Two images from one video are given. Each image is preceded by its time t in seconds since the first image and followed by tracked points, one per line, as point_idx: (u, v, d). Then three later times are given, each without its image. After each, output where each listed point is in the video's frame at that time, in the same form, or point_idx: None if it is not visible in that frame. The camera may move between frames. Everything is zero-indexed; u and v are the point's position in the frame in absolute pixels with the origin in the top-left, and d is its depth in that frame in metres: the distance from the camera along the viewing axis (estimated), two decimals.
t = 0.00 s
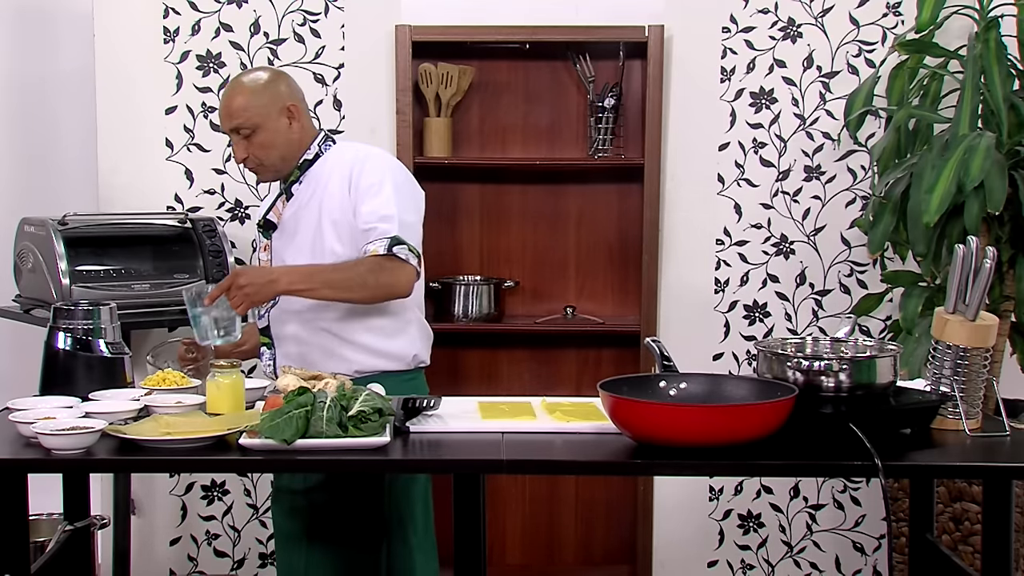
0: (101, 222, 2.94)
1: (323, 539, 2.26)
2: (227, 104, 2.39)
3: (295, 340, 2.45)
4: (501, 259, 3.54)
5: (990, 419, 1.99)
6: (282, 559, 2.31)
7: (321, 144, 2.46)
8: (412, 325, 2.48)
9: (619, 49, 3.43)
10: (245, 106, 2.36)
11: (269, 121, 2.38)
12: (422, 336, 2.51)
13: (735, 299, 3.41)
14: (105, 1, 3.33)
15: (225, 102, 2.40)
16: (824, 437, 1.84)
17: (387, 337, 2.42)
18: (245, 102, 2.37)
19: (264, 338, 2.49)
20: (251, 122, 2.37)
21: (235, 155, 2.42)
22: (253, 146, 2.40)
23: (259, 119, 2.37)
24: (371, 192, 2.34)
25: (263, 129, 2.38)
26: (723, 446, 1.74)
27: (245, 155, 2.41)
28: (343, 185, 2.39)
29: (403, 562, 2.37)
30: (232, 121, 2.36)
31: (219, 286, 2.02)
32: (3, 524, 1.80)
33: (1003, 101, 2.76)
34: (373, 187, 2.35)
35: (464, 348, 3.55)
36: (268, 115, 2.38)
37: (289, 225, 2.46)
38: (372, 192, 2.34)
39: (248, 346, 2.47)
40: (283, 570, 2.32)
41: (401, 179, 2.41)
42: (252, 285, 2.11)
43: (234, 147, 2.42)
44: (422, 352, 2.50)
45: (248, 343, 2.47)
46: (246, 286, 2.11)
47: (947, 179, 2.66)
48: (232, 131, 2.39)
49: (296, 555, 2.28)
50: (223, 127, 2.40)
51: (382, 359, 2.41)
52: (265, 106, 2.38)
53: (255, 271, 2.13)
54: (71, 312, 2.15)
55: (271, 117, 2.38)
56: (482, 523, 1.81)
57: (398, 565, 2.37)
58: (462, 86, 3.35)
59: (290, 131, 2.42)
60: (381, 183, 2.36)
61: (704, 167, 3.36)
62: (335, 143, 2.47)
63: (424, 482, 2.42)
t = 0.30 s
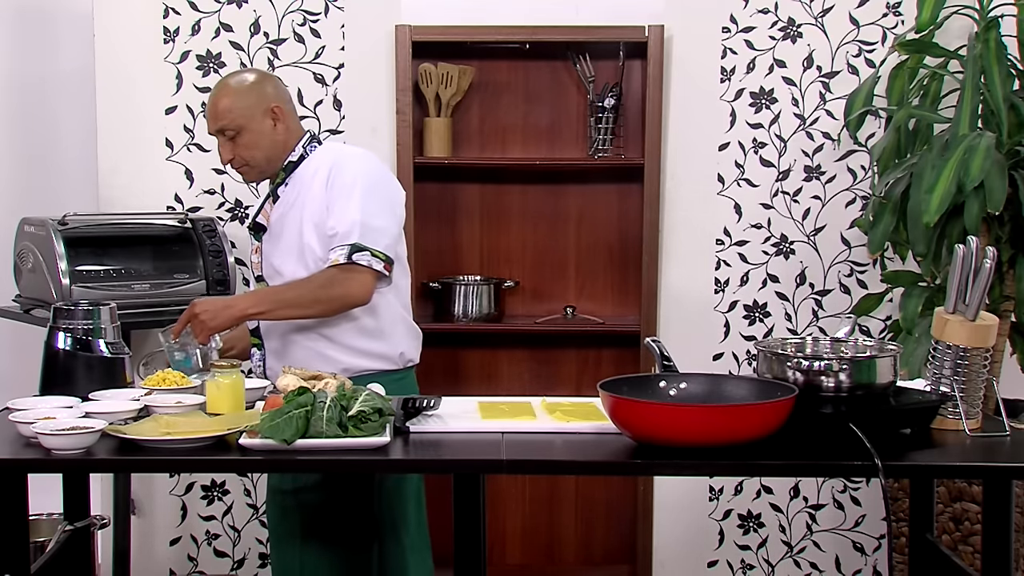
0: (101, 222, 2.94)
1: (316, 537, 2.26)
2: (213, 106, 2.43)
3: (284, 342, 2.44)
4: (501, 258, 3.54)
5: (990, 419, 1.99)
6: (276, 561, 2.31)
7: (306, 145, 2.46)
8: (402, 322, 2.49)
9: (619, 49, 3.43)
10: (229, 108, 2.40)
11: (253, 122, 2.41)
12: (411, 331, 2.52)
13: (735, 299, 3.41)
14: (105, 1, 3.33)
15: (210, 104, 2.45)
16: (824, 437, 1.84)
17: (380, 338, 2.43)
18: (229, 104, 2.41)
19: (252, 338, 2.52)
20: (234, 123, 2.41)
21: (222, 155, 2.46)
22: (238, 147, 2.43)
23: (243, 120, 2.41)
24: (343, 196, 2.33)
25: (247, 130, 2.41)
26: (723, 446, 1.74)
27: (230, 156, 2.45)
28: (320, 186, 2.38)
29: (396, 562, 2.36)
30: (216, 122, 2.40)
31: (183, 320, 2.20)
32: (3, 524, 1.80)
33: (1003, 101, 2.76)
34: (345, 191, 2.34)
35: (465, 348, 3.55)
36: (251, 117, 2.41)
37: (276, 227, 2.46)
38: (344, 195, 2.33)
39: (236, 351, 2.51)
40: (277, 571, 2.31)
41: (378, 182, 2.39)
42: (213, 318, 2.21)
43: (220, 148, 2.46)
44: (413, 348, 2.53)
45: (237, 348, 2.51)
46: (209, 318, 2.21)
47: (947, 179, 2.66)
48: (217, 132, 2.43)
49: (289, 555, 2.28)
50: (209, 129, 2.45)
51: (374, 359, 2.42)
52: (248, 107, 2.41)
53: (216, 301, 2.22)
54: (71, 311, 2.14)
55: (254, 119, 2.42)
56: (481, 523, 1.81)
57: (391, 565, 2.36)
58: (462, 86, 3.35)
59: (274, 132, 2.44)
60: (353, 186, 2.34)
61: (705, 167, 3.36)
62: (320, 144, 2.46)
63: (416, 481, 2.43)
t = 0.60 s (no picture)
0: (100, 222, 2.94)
1: (313, 536, 2.27)
2: (205, 108, 2.44)
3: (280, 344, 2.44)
4: (501, 258, 3.54)
5: (990, 419, 1.99)
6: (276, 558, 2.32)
7: (298, 146, 2.47)
8: (398, 322, 2.49)
9: (619, 49, 3.43)
10: (221, 110, 2.41)
11: (244, 124, 2.41)
12: (407, 329, 2.53)
13: (735, 299, 3.41)
14: (104, 1, 3.33)
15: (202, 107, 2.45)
16: (824, 437, 1.84)
17: (378, 336, 2.43)
18: (220, 106, 2.41)
19: (251, 338, 2.48)
20: (225, 125, 2.41)
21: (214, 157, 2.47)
22: (230, 149, 2.44)
23: (233, 122, 2.41)
24: (327, 197, 2.34)
25: (238, 133, 2.42)
26: (724, 446, 1.74)
27: (223, 159, 2.46)
28: (307, 186, 2.39)
29: (393, 561, 2.37)
30: (208, 124, 2.41)
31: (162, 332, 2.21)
32: (3, 524, 1.80)
33: (1003, 101, 2.76)
34: (328, 191, 2.35)
35: (465, 348, 3.55)
36: (241, 119, 2.41)
37: (269, 228, 2.47)
38: (327, 195, 2.34)
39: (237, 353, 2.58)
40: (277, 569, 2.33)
41: (364, 182, 2.38)
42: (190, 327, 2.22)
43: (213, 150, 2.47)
44: (409, 347, 2.53)
45: (240, 351, 2.57)
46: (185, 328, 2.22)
47: (947, 179, 2.66)
48: (210, 135, 2.44)
49: (288, 554, 2.30)
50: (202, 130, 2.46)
51: (371, 358, 2.43)
52: (239, 109, 2.41)
53: (192, 312, 2.25)
54: (71, 312, 2.14)
55: (245, 121, 2.42)
56: (481, 523, 1.81)
57: (389, 565, 2.37)
58: (461, 87, 3.35)
59: (266, 134, 2.44)
60: (336, 186, 2.35)
61: (705, 167, 3.36)
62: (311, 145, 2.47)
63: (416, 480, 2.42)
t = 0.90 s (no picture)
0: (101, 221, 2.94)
1: (313, 536, 2.27)
2: (206, 109, 2.44)
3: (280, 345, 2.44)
4: (501, 258, 3.54)
5: (990, 419, 1.99)
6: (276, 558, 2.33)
7: (299, 146, 2.46)
8: (397, 321, 2.50)
9: (619, 49, 3.43)
10: (221, 111, 2.41)
11: (244, 125, 2.42)
12: (406, 329, 2.53)
13: (735, 299, 3.41)
14: (104, 1, 3.33)
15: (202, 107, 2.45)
16: (824, 437, 1.84)
17: (377, 336, 2.43)
18: (220, 107, 2.41)
19: (252, 338, 2.52)
20: (224, 126, 2.41)
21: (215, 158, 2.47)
22: (231, 150, 2.44)
23: (233, 123, 2.41)
24: (324, 197, 2.33)
25: (238, 133, 2.42)
26: (724, 446, 1.74)
27: (224, 159, 2.46)
28: (306, 186, 2.39)
29: (393, 561, 2.37)
30: (208, 125, 2.41)
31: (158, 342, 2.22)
32: (3, 523, 1.80)
33: (1003, 101, 2.76)
34: (326, 191, 2.34)
35: (464, 348, 3.55)
36: (241, 120, 2.41)
37: (269, 228, 2.47)
38: (324, 195, 2.34)
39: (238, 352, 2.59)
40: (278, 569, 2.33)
41: (362, 183, 2.38)
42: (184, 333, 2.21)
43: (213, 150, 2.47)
44: (409, 347, 2.53)
45: (240, 350, 2.58)
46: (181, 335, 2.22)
47: (947, 179, 2.66)
48: (210, 136, 2.44)
49: (288, 554, 2.30)
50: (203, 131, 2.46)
51: (371, 358, 2.43)
52: (238, 110, 2.41)
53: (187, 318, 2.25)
54: (71, 311, 2.13)
55: (244, 122, 2.42)
56: (481, 523, 1.81)
57: (389, 565, 2.37)
58: (462, 86, 3.35)
59: (266, 134, 2.44)
60: (334, 187, 2.35)
61: (705, 167, 3.36)
62: (312, 146, 2.46)
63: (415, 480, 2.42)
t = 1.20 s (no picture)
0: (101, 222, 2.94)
1: (314, 537, 2.27)
2: (208, 108, 2.45)
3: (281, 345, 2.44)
4: (501, 258, 3.54)
5: (990, 419, 1.99)
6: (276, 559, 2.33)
7: (300, 146, 2.46)
8: (397, 321, 2.50)
9: (619, 49, 3.43)
10: (222, 110, 2.42)
11: (245, 124, 2.42)
12: (406, 329, 2.53)
13: (735, 299, 3.41)
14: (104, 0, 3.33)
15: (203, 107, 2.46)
16: (824, 437, 1.84)
17: (378, 336, 2.43)
18: (222, 106, 2.42)
19: (252, 338, 2.52)
20: (225, 126, 2.42)
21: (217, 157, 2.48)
22: (232, 149, 2.45)
23: (233, 122, 2.42)
24: (326, 196, 2.33)
25: (239, 133, 2.43)
26: (724, 446, 1.74)
27: (225, 159, 2.46)
28: (307, 186, 2.39)
29: (393, 561, 2.37)
30: (210, 124, 2.42)
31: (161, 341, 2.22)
32: (3, 523, 1.80)
33: (1003, 101, 2.76)
34: (327, 191, 2.34)
35: (464, 348, 3.55)
36: (241, 119, 2.42)
37: (270, 228, 2.47)
38: (325, 194, 2.34)
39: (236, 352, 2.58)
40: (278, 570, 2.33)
41: (363, 182, 2.38)
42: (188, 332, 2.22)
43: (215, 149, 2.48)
44: (409, 347, 2.54)
45: (240, 349, 2.58)
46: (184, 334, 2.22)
47: (947, 179, 2.66)
48: (212, 135, 2.45)
49: (289, 554, 2.30)
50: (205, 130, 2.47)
51: (372, 358, 2.43)
52: (239, 109, 2.42)
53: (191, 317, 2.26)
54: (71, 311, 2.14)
55: (245, 121, 2.42)
56: (481, 523, 1.81)
57: (388, 565, 2.37)
58: (461, 86, 3.35)
59: (267, 134, 2.44)
60: (335, 186, 2.35)
61: (705, 167, 3.36)
62: (313, 145, 2.46)
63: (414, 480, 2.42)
